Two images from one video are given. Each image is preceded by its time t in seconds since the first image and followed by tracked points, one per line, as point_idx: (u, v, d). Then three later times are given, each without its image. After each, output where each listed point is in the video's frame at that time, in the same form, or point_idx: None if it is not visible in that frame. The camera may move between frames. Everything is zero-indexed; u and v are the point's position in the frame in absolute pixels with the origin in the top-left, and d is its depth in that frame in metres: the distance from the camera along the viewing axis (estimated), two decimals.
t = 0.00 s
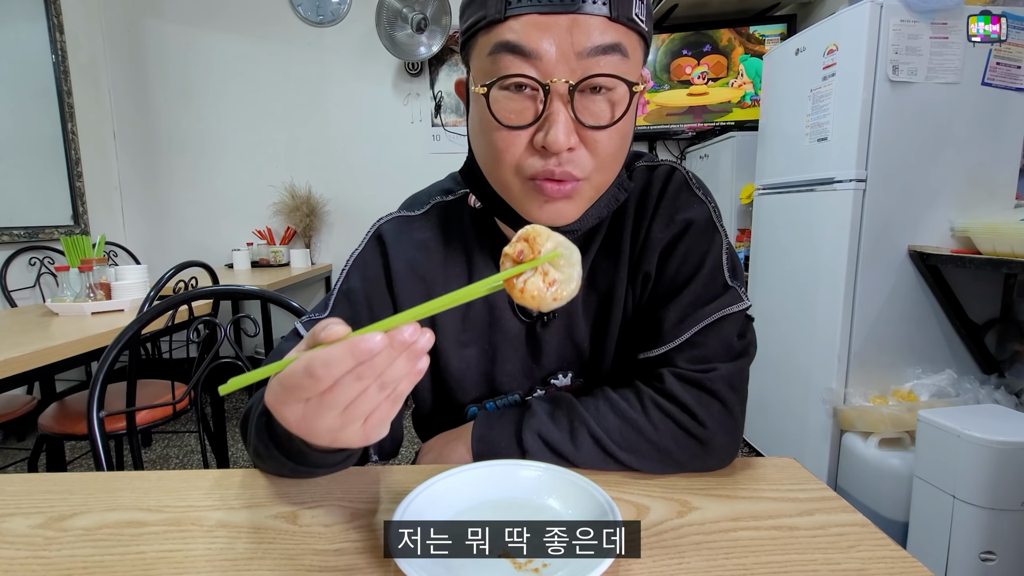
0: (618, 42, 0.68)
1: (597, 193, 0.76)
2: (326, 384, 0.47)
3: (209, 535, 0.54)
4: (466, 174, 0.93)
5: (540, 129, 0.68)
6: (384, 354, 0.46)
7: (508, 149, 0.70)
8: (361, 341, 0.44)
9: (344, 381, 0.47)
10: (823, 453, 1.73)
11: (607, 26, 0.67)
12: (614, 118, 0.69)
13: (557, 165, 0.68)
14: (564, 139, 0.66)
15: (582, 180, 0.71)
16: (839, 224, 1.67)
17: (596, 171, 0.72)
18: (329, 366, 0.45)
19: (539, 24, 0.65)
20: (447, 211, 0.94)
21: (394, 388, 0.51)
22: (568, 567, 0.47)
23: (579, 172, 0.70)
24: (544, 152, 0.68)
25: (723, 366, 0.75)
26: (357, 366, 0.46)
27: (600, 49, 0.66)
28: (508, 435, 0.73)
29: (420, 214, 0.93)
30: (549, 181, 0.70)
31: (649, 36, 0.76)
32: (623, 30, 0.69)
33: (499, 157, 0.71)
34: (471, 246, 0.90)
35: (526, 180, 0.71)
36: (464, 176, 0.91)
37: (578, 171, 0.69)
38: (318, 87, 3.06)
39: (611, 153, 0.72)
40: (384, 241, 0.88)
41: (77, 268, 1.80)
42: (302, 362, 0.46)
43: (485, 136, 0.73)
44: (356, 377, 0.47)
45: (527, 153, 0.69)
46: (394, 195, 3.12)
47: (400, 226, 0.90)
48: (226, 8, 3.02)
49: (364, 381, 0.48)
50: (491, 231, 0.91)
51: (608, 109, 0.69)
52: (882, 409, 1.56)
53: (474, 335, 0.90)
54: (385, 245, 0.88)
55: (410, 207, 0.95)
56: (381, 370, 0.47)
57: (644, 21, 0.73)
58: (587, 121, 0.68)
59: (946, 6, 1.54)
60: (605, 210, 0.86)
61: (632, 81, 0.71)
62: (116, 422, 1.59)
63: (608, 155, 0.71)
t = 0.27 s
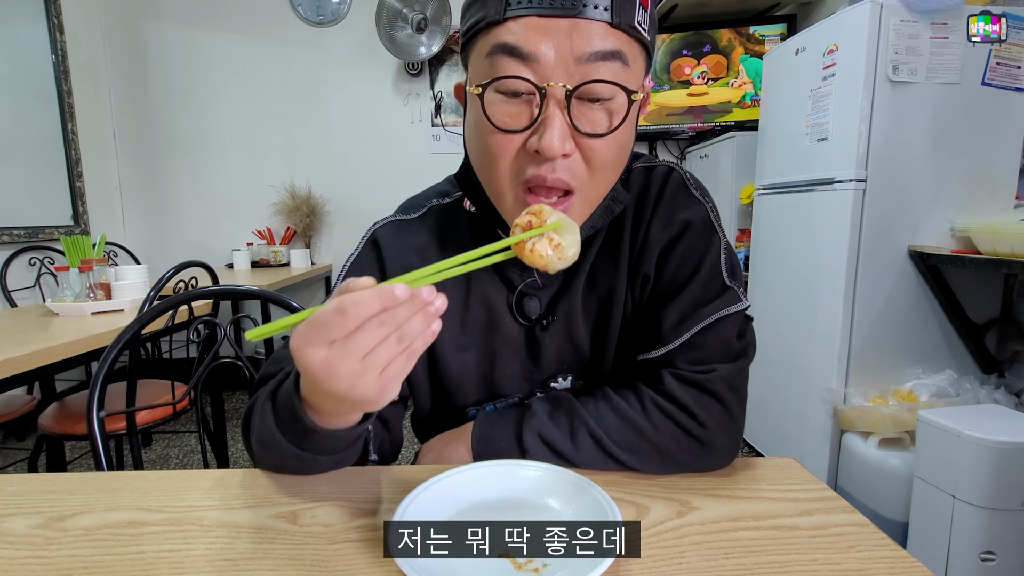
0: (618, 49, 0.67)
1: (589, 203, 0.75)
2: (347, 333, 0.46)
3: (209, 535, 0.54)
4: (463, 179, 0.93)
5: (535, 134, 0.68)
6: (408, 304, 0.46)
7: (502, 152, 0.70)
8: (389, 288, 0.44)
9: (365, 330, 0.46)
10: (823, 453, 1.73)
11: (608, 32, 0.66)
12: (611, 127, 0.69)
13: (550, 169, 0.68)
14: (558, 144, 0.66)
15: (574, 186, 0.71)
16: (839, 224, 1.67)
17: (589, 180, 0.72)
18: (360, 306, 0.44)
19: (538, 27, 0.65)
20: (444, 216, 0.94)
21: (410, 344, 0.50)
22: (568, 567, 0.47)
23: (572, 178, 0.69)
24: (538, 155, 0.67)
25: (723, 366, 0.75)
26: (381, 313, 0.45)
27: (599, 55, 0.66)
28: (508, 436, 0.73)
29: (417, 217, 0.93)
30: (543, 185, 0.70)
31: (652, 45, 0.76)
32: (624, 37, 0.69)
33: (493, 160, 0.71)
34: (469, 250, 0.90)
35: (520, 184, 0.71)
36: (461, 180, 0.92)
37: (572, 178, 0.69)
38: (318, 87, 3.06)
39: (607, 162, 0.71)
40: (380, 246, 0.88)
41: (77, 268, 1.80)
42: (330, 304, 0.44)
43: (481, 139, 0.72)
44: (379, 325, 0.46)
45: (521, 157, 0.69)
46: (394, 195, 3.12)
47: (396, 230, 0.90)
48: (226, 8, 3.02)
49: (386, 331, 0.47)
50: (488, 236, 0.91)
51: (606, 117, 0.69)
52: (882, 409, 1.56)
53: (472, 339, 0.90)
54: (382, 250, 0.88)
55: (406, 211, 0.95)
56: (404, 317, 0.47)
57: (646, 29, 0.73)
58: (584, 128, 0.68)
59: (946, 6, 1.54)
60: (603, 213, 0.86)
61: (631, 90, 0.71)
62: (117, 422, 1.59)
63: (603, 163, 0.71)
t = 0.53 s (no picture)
0: (608, 46, 0.67)
1: (584, 205, 0.74)
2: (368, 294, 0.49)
3: (208, 535, 0.54)
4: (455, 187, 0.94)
5: (524, 135, 0.67)
6: (423, 265, 0.50)
7: (491, 152, 0.69)
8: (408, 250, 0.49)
9: (384, 290, 0.50)
10: (823, 453, 1.73)
11: (597, 29, 0.66)
12: (604, 126, 0.68)
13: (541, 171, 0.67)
14: (548, 143, 0.65)
15: (566, 186, 0.70)
16: (839, 224, 1.67)
17: (582, 180, 0.70)
18: (383, 266, 0.48)
19: (526, 25, 0.64)
20: (437, 222, 0.94)
21: (423, 308, 0.53)
22: (568, 567, 0.47)
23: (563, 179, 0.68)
24: (528, 156, 0.66)
25: (722, 367, 0.74)
26: (401, 272, 0.49)
27: (588, 52, 0.65)
28: (508, 436, 0.73)
29: (410, 222, 0.93)
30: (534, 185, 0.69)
31: (643, 44, 0.76)
32: (615, 35, 0.68)
33: (483, 161, 0.70)
34: (464, 255, 0.91)
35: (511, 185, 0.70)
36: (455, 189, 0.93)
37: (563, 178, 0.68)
38: (318, 86, 3.06)
39: (600, 162, 0.70)
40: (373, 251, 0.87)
41: (77, 268, 1.80)
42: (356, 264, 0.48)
43: (470, 140, 0.72)
44: (397, 284, 0.50)
45: (511, 157, 0.68)
46: (394, 195, 3.12)
47: (389, 235, 0.90)
48: (226, 8, 3.02)
49: (402, 293, 0.51)
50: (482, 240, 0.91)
51: (598, 116, 0.67)
52: (882, 409, 1.56)
53: (470, 342, 0.90)
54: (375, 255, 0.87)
55: (399, 215, 0.95)
56: (419, 279, 0.51)
57: (636, 29, 0.73)
58: (574, 127, 0.67)
59: (946, 6, 1.54)
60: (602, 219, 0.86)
61: (623, 88, 0.70)
62: (117, 422, 1.59)
63: (596, 163, 0.70)
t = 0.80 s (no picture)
0: (577, 55, 0.64)
1: (563, 220, 0.72)
2: (396, 304, 0.50)
3: (208, 535, 0.54)
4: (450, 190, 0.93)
5: (495, 149, 0.67)
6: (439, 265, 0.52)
7: (467, 167, 0.70)
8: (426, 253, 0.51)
9: (412, 297, 0.51)
10: (823, 453, 1.73)
11: (566, 38, 0.64)
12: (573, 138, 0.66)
13: (510, 186, 0.66)
14: (514, 158, 0.64)
15: (541, 201, 0.68)
16: (838, 224, 1.67)
17: (557, 194, 0.68)
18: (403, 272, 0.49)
19: (493, 38, 0.64)
20: (437, 223, 0.93)
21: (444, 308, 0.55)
22: (568, 567, 0.47)
23: (534, 193, 0.67)
24: (497, 171, 0.66)
25: (721, 367, 0.74)
26: (424, 276, 0.51)
27: (554, 63, 0.63)
28: (508, 437, 0.73)
29: (409, 224, 0.93)
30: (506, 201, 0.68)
31: (625, 47, 0.72)
32: (587, 42, 0.65)
33: (462, 175, 0.71)
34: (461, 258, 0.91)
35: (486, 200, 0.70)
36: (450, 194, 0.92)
37: (535, 192, 0.67)
38: (318, 86, 3.06)
39: (574, 175, 0.68)
40: (373, 252, 0.88)
41: (77, 268, 1.80)
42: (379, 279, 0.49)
43: (450, 155, 0.72)
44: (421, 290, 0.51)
45: (485, 172, 0.68)
46: (394, 195, 3.12)
47: (388, 237, 0.91)
48: (227, 9, 3.02)
49: (427, 297, 0.52)
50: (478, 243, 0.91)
51: (566, 128, 0.65)
52: (882, 409, 1.56)
53: (468, 343, 0.90)
54: (374, 257, 0.88)
55: (399, 216, 0.95)
56: (434, 281, 0.52)
57: (615, 32, 0.69)
58: (543, 140, 0.65)
59: (946, 6, 1.54)
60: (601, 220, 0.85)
61: (595, 97, 0.67)
62: (117, 422, 1.59)
63: (568, 177, 0.68)
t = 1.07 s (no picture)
0: (571, 41, 0.65)
1: (561, 206, 0.71)
2: (337, 331, 0.45)
3: (209, 534, 0.54)
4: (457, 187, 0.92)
5: (490, 134, 0.67)
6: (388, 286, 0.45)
7: (465, 154, 0.70)
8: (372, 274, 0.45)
9: (354, 323, 0.45)
10: (823, 453, 1.74)
11: (559, 25, 0.65)
12: (567, 121, 0.66)
13: (506, 170, 0.67)
14: (509, 141, 0.65)
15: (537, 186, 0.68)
16: (838, 224, 1.67)
17: (553, 178, 0.68)
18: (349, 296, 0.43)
19: (488, 25, 0.65)
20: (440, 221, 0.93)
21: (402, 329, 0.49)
22: (568, 567, 0.47)
23: (530, 177, 0.67)
24: (493, 155, 0.67)
25: (720, 368, 0.74)
26: (366, 300, 0.45)
27: (547, 49, 0.64)
28: (508, 437, 0.73)
29: (412, 220, 0.92)
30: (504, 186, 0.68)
31: (621, 36, 0.72)
32: (579, 29, 0.66)
33: (461, 162, 0.72)
34: (464, 256, 0.91)
35: (484, 186, 0.70)
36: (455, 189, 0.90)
37: (531, 177, 0.67)
38: (318, 86, 3.06)
39: (570, 159, 0.68)
40: (376, 250, 0.88)
41: (77, 268, 1.80)
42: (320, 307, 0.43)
43: (450, 144, 0.74)
44: (365, 317, 0.45)
45: (482, 158, 0.69)
46: (394, 194, 3.12)
47: (391, 234, 0.90)
48: (226, 9, 3.03)
49: (372, 322, 0.46)
50: (480, 244, 0.91)
51: (560, 111, 0.66)
52: (882, 409, 1.56)
53: (468, 342, 0.90)
54: (377, 254, 0.88)
55: (402, 213, 0.95)
56: (388, 298, 0.46)
57: (609, 19, 0.70)
58: (538, 124, 0.66)
59: (946, 6, 1.54)
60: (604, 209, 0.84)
61: (590, 82, 0.67)
62: (117, 422, 1.59)
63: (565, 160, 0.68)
